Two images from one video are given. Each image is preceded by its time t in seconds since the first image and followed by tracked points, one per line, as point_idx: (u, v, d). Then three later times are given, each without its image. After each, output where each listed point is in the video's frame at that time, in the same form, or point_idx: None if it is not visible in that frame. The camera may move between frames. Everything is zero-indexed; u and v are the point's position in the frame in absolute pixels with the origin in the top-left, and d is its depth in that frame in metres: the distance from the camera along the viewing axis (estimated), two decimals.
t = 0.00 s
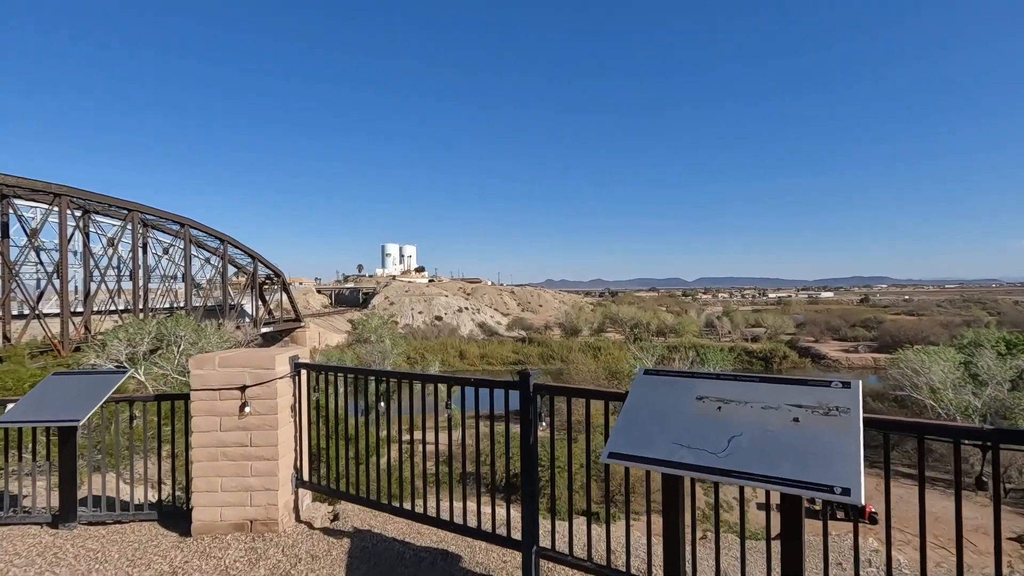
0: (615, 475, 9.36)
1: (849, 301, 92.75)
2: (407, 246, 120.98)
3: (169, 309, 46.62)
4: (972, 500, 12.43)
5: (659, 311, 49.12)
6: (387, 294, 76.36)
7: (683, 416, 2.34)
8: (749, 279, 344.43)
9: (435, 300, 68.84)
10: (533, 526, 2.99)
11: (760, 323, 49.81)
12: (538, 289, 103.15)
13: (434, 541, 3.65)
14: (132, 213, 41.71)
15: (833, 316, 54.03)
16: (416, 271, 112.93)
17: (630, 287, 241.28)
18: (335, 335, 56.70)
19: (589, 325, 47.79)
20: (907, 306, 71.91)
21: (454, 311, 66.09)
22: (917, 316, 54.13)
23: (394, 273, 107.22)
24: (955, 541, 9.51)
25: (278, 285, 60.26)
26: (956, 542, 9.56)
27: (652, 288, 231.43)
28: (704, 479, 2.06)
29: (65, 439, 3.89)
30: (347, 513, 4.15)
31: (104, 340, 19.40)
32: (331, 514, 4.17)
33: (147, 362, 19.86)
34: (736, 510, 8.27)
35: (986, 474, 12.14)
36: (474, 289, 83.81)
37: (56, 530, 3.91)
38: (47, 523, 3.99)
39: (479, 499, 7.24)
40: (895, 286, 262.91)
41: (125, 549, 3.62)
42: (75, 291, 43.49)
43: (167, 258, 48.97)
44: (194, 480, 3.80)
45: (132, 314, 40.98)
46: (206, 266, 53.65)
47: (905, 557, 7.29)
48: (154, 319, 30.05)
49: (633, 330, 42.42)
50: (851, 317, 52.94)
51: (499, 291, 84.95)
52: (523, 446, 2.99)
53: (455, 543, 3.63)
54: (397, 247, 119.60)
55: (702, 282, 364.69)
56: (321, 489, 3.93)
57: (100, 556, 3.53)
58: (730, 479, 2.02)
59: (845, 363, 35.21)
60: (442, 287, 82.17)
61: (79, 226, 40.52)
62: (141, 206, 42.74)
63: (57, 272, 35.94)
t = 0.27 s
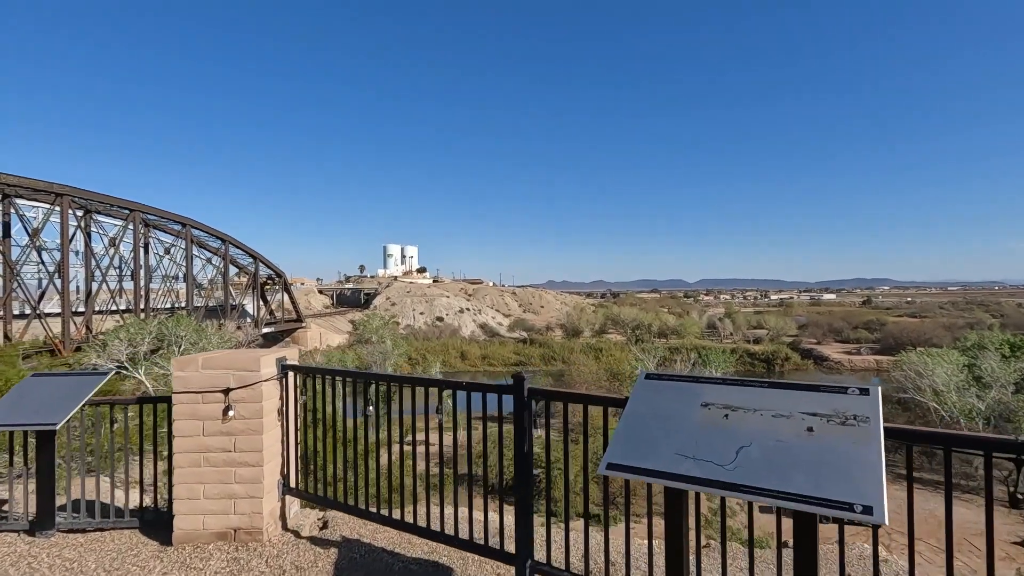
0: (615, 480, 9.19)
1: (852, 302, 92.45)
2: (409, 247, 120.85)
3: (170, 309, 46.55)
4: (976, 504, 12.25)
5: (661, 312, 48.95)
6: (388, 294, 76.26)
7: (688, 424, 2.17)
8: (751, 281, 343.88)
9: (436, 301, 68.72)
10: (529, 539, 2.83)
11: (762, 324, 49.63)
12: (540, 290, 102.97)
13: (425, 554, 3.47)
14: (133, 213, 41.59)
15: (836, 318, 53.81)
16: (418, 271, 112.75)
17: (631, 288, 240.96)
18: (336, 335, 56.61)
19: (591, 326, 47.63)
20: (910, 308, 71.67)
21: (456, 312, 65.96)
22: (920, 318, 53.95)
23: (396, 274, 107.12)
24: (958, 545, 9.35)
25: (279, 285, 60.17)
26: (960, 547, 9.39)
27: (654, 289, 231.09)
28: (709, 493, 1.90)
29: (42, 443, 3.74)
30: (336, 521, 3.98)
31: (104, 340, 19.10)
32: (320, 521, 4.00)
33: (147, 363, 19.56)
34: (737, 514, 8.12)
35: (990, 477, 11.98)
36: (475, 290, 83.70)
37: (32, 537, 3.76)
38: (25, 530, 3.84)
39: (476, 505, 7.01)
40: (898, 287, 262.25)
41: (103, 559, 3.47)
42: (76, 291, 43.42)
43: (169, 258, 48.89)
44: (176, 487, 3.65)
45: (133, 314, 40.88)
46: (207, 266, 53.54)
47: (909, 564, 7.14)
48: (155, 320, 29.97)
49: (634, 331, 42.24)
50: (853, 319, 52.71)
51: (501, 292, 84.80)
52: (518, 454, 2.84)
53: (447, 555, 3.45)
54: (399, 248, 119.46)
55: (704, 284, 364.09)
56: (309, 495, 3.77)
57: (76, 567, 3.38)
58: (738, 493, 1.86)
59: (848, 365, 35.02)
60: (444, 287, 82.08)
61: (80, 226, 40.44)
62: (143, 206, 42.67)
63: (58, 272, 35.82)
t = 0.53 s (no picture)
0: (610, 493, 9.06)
1: (851, 305, 92.32)
2: (409, 248, 120.66)
3: (168, 310, 46.37)
4: (976, 508, 12.14)
5: (661, 314, 48.83)
6: (388, 295, 76.09)
7: (685, 445, 2.03)
8: (751, 283, 343.81)
9: (436, 302, 68.59)
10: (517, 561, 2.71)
11: (762, 327, 49.52)
12: (539, 291, 102.77)
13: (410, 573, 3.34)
14: (132, 213, 41.36)
15: (835, 320, 53.68)
16: (417, 272, 112.52)
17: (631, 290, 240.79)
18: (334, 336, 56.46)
19: (590, 328, 47.50)
20: (909, 310, 71.57)
21: (455, 313, 65.81)
22: (919, 320, 53.82)
23: (396, 275, 106.87)
24: (958, 552, 9.24)
25: (278, 286, 60.01)
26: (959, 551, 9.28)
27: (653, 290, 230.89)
28: (707, 522, 1.77)
29: (18, 452, 3.61)
30: (321, 536, 3.87)
31: (104, 341, 18.82)
32: (305, 535, 3.89)
33: (144, 363, 19.30)
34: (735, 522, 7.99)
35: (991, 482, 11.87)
36: (475, 292, 83.55)
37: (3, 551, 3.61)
38: None
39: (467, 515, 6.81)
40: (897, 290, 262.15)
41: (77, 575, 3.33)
42: (75, 291, 43.21)
43: (168, 259, 48.71)
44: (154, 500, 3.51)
45: (131, 315, 40.70)
46: (206, 267, 53.39)
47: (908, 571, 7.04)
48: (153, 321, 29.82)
49: (634, 333, 42.10)
50: (853, 321, 52.58)
51: (501, 293, 84.65)
52: (507, 472, 2.71)
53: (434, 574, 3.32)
54: (399, 248, 119.27)
55: (703, 286, 363.90)
56: (291, 510, 3.61)
57: None
58: (738, 524, 1.72)
59: (847, 368, 34.91)
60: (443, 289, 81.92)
61: (79, 226, 40.25)
62: (141, 206, 42.47)
63: (57, 272, 35.61)
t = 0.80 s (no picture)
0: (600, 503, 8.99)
1: (849, 308, 92.34)
2: (407, 250, 120.45)
3: (165, 311, 46.09)
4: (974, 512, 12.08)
5: (659, 317, 48.73)
6: (386, 297, 75.91)
7: (684, 455, 1.90)
8: (749, 286, 344.19)
9: (434, 304, 68.44)
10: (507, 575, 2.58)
11: (759, 330, 49.48)
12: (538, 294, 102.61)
13: None
14: (129, 213, 41.16)
15: (833, 323, 53.65)
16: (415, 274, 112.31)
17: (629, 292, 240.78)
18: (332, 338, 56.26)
19: (588, 330, 47.39)
20: (907, 314, 71.59)
21: (453, 315, 65.66)
22: (917, 323, 53.82)
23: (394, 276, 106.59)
24: (955, 558, 9.15)
25: (276, 287, 59.80)
26: (956, 555, 9.16)
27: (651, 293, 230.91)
28: (705, 539, 1.64)
29: None
30: (306, 545, 3.75)
31: (98, 342, 18.64)
32: (289, 544, 3.77)
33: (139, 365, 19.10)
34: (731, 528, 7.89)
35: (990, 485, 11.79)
36: (473, 293, 83.39)
37: None
38: None
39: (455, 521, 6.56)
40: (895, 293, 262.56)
41: None
42: (71, 292, 42.92)
43: (165, 259, 48.46)
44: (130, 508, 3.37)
45: (128, 316, 40.43)
46: (203, 268, 53.14)
47: None
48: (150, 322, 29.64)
49: (632, 335, 41.99)
50: (851, 324, 52.57)
51: (499, 295, 84.51)
52: (497, 481, 2.57)
53: None
54: (397, 250, 119.05)
55: (701, 289, 364.15)
56: (273, 518, 3.47)
57: None
58: (740, 541, 1.60)
59: (845, 371, 34.85)
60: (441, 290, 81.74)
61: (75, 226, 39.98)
62: (138, 206, 42.22)
63: (52, 272, 35.39)
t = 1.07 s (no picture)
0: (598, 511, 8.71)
1: (847, 310, 92.30)
2: (405, 250, 120.26)
3: (162, 311, 45.90)
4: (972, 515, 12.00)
5: (656, 319, 48.66)
6: (383, 298, 75.71)
7: (682, 461, 1.79)
8: (746, 288, 344.56)
9: (431, 304, 68.26)
10: None
11: (757, 332, 49.40)
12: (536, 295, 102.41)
13: None
14: (126, 213, 40.96)
15: (831, 325, 53.59)
16: (413, 275, 112.08)
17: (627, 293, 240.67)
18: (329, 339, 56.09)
19: (586, 331, 47.29)
20: (904, 316, 71.59)
21: (450, 315, 65.50)
22: (915, 326, 53.75)
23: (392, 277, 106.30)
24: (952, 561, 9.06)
25: (273, 288, 59.61)
26: (953, 559, 9.08)
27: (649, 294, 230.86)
28: (705, 552, 1.53)
29: None
30: (292, 550, 3.68)
31: (94, 342, 18.50)
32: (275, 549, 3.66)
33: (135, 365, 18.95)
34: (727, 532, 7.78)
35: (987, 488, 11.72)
36: (471, 294, 83.24)
37: None
38: None
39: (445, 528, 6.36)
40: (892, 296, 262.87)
41: None
42: (67, 291, 42.69)
43: (162, 259, 48.24)
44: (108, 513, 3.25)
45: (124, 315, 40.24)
46: (201, 268, 52.93)
47: None
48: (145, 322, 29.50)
49: (630, 336, 41.88)
50: (849, 326, 52.51)
51: (497, 296, 84.36)
52: (487, 486, 2.46)
53: None
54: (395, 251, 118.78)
55: (699, 290, 364.33)
56: (258, 524, 3.37)
57: None
58: (742, 554, 1.49)
59: (843, 373, 34.79)
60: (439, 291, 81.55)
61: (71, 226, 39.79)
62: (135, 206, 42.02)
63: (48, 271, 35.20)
